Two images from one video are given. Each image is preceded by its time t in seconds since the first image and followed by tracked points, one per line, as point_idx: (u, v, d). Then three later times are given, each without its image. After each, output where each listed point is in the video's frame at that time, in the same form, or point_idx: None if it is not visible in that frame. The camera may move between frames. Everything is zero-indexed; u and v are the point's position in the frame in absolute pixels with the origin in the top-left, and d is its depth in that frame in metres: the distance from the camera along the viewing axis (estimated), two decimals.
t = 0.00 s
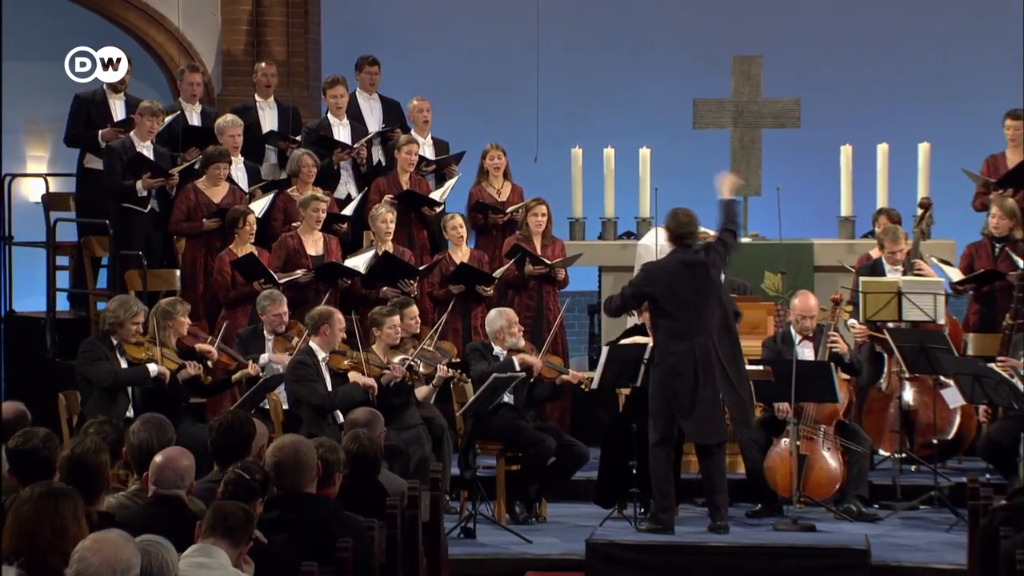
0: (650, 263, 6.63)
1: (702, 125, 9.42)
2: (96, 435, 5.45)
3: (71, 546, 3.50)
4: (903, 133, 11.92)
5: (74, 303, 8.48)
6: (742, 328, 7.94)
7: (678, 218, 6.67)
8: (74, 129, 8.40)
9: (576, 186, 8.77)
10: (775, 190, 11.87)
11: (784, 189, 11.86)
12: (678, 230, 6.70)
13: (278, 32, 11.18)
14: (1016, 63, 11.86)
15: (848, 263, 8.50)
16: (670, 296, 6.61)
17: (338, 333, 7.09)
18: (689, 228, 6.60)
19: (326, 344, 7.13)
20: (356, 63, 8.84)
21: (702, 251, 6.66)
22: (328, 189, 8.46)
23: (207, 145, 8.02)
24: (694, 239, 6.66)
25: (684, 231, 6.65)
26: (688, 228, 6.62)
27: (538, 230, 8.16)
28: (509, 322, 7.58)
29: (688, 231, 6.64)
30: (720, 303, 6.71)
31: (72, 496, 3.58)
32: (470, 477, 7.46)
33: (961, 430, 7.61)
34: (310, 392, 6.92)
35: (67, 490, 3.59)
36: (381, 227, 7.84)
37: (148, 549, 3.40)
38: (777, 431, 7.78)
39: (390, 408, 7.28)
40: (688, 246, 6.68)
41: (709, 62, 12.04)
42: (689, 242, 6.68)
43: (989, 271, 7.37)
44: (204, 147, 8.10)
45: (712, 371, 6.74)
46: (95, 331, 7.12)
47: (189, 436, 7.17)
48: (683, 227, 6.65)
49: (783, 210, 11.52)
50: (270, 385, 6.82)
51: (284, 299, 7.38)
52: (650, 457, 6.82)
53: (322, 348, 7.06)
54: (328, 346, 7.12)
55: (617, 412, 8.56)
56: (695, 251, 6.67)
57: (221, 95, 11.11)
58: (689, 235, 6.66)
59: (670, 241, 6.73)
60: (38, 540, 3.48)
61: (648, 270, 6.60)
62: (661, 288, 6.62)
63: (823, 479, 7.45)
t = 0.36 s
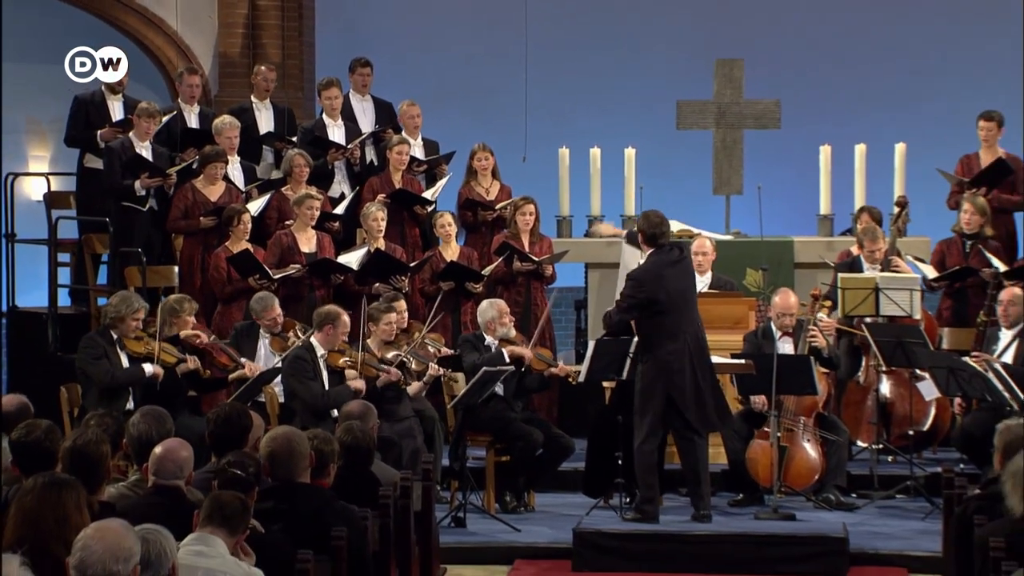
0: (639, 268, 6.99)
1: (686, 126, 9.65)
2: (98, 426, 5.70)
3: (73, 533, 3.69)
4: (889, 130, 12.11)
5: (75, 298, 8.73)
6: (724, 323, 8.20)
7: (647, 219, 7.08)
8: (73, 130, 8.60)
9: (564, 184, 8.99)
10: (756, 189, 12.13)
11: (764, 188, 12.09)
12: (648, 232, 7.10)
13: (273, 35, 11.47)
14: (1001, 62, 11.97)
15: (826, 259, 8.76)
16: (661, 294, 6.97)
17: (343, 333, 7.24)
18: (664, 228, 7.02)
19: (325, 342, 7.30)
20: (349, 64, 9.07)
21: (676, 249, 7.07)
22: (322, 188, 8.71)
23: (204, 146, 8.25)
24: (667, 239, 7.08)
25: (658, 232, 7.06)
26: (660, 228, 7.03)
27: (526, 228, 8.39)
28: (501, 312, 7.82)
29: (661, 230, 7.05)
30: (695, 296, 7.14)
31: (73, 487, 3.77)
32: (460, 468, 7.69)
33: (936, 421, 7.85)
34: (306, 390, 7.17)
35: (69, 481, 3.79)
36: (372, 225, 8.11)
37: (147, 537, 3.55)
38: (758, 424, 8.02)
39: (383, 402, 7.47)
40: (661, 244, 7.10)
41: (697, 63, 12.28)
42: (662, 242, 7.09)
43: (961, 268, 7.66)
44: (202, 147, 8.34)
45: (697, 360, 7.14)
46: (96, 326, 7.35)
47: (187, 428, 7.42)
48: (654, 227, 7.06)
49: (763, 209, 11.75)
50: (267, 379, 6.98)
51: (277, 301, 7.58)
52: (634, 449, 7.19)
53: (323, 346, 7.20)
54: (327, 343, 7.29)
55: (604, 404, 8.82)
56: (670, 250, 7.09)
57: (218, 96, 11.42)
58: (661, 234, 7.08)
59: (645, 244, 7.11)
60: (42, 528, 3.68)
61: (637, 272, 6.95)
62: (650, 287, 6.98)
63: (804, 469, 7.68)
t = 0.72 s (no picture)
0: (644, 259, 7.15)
1: (670, 127, 9.91)
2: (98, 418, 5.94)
3: (75, 523, 3.79)
4: (873, 130, 12.32)
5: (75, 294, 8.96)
6: (708, 319, 8.45)
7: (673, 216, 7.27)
8: (73, 131, 8.83)
9: (551, 183, 9.26)
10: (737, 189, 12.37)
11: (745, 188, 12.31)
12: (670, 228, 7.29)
13: (268, 37, 11.67)
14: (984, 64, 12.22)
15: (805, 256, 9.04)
16: (662, 288, 7.15)
17: (334, 326, 7.48)
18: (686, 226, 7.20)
19: (316, 335, 7.53)
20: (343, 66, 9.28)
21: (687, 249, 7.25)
22: (316, 187, 8.95)
23: (201, 146, 8.48)
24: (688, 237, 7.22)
25: (680, 227, 7.24)
26: (684, 226, 7.21)
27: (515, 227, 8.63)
28: (491, 314, 8.02)
29: (682, 227, 7.24)
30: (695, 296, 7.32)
31: (76, 477, 3.90)
32: (451, 459, 7.92)
33: (913, 413, 8.09)
34: (303, 379, 7.36)
35: (72, 472, 3.91)
36: (364, 224, 8.34)
37: (148, 527, 3.41)
38: (740, 417, 8.26)
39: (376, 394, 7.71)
40: (678, 242, 7.27)
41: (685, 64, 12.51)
42: (680, 239, 7.28)
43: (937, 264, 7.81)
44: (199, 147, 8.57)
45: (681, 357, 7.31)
46: (96, 323, 7.58)
47: (184, 421, 7.63)
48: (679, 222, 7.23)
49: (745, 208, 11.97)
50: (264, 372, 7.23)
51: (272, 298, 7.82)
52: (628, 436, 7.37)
53: (313, 338, 7.45)
54: (319, 338, 7.53)
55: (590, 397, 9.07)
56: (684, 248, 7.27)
57: (216, 98, 11.59)
58: (683, 231, 7.25)
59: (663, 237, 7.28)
60: (45, 517, 3.78)
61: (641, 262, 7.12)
62: (652, 280, 7.15)
63: (784, 459, 7.93)
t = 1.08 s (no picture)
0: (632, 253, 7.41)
1: (654, 128, 10.03)
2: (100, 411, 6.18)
3: (77, 514, 4.00)
4: (857, 130, 12.54)
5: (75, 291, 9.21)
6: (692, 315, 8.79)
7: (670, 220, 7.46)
8: (72, 132, 9.07)
9: (540, 182, 9.52)
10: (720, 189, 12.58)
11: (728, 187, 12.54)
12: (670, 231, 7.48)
13: (264, 42, 11.87)
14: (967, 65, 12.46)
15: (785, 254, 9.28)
16: (648, 283, 7.39)
17: (318, 317, 7.80)
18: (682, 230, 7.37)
19: (306, 329, 7.83)
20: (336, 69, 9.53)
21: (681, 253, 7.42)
22: (311, 186, 9.18)
23: (199, 146, 8.70)
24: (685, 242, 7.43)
25: (677, 231, 7.45)
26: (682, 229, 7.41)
27: (505, 225, 8.87)
28: (481, 306, 8.28)
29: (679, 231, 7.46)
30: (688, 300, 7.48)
31: (78, 469, 4.09)
32: (441, 451, 8.17)
33: (890, 405, 8.35)
34: (289, 377, 7.61)
35: (74, 464, 4.10)
36: (358, 221, 8.58)
37: (149, 516, 3.53)
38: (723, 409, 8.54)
39: (369, 387, 7.95)
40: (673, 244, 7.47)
41: (672, 64, 12.73)
42: (675, 242, 7.47)
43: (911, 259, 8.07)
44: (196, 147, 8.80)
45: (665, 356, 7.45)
46: (93, 320, 7.83)
47: (182, 413, 7.88)
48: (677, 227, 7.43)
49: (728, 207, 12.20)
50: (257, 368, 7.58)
51: (274, 281, 8.04)
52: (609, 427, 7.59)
53: (302, 332, 7.75)
54: (309, 331, 7.82)
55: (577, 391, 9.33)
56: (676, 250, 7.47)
57: (212, 100, 11.84)
58: (679, 235, 7.44)
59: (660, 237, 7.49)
60: (47, 506, 4.00)
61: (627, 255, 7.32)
62: (637, 273, 7.43)
63: (765, 451, 8.19)
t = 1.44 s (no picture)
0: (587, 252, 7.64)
1: (638, 128, 10.43)
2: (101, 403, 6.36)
3: (76, 503, 4.15)
4: (841, 129, 12.79)
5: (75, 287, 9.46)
6: (676, 310, 9.01)
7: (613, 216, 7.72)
8: (70, 133, 9.30)
9: (528, 181, 9.75)
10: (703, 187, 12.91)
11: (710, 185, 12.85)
12: (612, 223, 7.75)
13: (259, 44, 12.16)
14: (950, 63, 12.65)
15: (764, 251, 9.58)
16: (608, 278, 7.65)
17: (310, 313, 8.01)
18: (624, 220, 7.64)
19: (298, 323, 8.03)
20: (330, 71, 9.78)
21: (630, 241, 7.69)
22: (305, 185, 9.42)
23: (196, 146, 8.95)
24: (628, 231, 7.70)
25: (619, 221, 7.70)
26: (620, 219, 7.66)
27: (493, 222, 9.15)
28: (469, 300, 8.51)
29: (620, 221, 7.75)
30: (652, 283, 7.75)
31: (77, 462, 4.22)
32: (432, 443, 8.42)
33: (867, 398, 8.61)
34: (281, 373, 7.81)
35: (74, 456, 4.23)
36: (351, 219, 8.82)
37: (149, 507, 3.66)
38: (706, 402, 8.80)
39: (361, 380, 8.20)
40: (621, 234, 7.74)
41: (661, 64, 12.98)
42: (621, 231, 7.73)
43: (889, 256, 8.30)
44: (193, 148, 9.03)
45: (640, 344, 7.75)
46: (90, 316, 8.02)
47: (181, 406, 8.12)
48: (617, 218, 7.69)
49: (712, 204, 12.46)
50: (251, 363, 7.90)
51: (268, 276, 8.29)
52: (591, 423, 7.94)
53: (295, 327, 7.95)
54: (301, 326, 8.03)
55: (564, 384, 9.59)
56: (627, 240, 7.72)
57: (209, 101, 12.12)
58: (622, 225, 7.70)
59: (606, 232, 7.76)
60: (48, 498, 4.14)
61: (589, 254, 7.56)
62: (596, 271, 7.67)
63: (747, 443, 8.41)
